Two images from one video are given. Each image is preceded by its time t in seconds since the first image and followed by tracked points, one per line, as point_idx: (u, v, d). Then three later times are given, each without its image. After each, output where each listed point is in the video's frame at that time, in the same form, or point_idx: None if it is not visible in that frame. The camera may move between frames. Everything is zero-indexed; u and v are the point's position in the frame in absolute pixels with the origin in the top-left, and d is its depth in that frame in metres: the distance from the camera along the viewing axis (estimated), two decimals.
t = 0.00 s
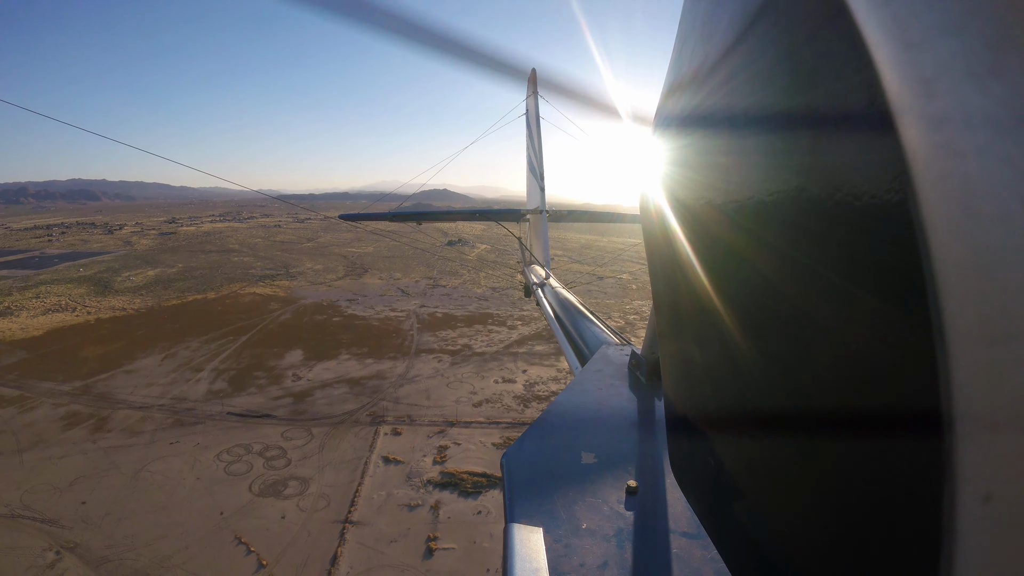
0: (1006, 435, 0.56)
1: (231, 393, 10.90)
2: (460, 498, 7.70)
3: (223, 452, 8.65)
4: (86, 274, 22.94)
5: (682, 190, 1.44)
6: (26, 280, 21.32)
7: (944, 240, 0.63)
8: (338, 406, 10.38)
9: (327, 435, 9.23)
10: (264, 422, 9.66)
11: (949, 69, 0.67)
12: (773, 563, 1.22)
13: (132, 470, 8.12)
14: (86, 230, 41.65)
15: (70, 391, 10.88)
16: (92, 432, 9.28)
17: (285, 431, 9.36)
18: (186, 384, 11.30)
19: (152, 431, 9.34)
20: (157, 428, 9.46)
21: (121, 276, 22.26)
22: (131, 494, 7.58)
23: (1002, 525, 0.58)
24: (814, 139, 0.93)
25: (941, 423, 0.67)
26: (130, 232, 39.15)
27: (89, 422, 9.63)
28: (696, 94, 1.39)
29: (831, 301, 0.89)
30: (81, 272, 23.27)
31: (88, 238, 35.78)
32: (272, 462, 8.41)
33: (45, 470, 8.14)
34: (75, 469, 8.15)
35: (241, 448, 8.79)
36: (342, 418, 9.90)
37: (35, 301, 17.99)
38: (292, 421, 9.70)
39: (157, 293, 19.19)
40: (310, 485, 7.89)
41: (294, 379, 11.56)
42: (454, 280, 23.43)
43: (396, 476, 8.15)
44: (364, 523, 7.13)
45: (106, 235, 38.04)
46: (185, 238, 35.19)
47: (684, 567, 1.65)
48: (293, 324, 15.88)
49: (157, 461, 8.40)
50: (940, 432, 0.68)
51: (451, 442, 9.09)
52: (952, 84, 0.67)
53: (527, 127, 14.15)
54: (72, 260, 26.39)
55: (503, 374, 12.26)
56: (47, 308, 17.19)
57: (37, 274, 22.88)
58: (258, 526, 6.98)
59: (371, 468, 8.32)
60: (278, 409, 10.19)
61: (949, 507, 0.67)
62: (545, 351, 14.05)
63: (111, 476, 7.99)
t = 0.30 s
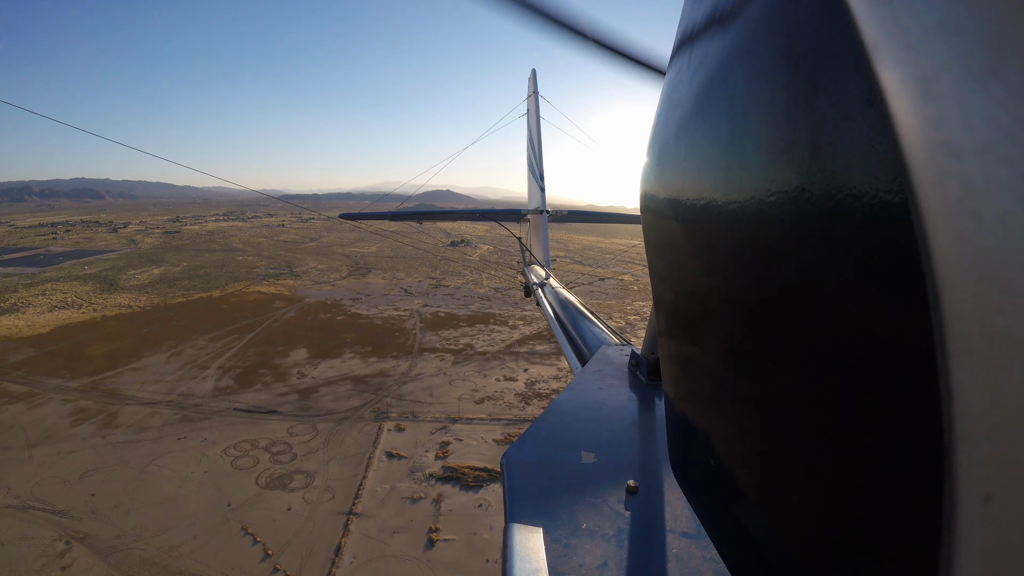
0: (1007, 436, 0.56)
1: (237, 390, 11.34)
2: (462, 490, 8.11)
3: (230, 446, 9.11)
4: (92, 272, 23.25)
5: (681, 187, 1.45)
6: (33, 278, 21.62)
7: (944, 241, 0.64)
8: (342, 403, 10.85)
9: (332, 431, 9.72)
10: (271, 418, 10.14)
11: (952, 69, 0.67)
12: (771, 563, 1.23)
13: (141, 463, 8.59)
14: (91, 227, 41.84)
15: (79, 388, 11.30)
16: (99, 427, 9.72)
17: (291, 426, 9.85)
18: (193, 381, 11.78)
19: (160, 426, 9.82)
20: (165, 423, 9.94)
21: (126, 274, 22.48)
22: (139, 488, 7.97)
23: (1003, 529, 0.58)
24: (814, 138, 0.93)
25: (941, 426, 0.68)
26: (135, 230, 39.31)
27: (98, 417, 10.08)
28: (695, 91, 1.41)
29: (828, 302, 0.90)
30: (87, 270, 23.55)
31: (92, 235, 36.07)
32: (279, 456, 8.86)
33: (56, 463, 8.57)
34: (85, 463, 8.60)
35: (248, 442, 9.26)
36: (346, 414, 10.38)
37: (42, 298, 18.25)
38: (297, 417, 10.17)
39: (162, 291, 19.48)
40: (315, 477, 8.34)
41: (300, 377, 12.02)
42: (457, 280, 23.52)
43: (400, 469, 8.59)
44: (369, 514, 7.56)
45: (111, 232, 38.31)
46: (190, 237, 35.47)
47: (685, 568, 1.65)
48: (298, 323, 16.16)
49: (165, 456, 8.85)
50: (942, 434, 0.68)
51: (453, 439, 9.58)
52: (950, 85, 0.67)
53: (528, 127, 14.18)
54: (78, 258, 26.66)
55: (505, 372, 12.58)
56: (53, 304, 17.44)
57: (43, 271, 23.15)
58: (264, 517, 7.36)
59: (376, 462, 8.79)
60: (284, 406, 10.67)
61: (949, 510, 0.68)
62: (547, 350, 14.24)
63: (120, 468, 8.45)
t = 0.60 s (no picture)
0: (1005, 438, 0.57)
1: (246, 386, 11.59)
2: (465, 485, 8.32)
3: (238, 441, 9.37)
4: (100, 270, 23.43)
5: (680, 185, 1.46)
6: (43, 276, 21.82)
7: (948, 240, 0.63)
8: (348, 399, 11.14)
9: (338, 426, 10.00)
10: (279, 413, 10.41)
11: (951, 69, 0.68)
12: (771, 562, 1.23)
13: (151, 456, 8.83)
14: (99, 226, 42.16)
15: (90, 383, 11.45)
16: (109, 422, 9.91)
17: (298, 421, 10.12)
18: (202, 378, 11.93)
19: (170, 420, 10.06)
20: (174, 418, 10.17)
21: (135, 273, 22.65)
22: (150, 480, 8.25)
23: (1001, 528, 0.59)
24: (814, 138, 0.94)
25: (941, 427, 0.68)
26: (143, 229, 39.41)
27: (109, 412, 10.24)
28: (695, 89, 1.41)
29: (827, 300, 0.90)
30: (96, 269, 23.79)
31: (101, 234, 36.34)
32: (286, 450, 9.14)
33: (68, 456, 8.80)
34: (96, 456, 8.82)
35: (256, 437, 9.53)
36: (352, 411, 10.65)
37: (52, 296, 18.50)
38: (304, 413, 10.46)
39: (170, 289, 19.63)
40: (322, 471, 8.61)
41: (307, 373, 12.27)
42: (462, 280, 23.59)
43: (404, 464, 8.84)
44: (374, 506, 7.80)
45: (120, 231, 38.49)
46: (196, 236, 35.69)
47: (685, 568, 1.65)
48: (306, 322, 16.25)
49: (174, 449, 9.09)
50: (941, 435, 0.68)
51: (458, 434, 9.79)
52: (952, 86, 0.67)
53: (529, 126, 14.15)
54: (86, 257, 26.90)
55: (508, 370, 12.75)
56: (62, 303, 17.63)
57: (52, 270, 23.41)
58: (272, 508, 7.65)
59: (382, 457, 9.05)
60: (291, 402, 10.94)
61: (948, 511, 0.68)
62: (551, 349, 14.36)
63: (131, 461, 8.68)
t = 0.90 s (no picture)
0: (1007, 436, 0.57)
1: (256, 384, 11.65)
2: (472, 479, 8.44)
3: (250, 436, 9.43)
4: (108, 274, 23.46)
5: (680, 187, 1.46)
6: (51, 280, 21.82)
7: (949, 239, 0.63)
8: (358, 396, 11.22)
9: (348, 422, 10.08)
10: (290, 410, 10.46)
11: (952, 68, 0.68)
12: (772, 563, 1.24)
13: (164, 452, 8.89)
14: (106, 229, 42.25)
15: (102, 381, 11.46)
16: (123, 418, 9.94)
17: (309, 417, 10.19)
18: (213, 376, 11.95)
19: (182, 417, 10.10)
20: (186, 415, 10.21)
21: (144, 276, 22.69)
22: (163, 475, 8.31)
23: (1006, 529, 0.59)
24: (814, 139, 0.94)
25: (943, 427, 0.68)
26: (149, 233, 39.39)
27: (121, 409, 10.25)
28: (695, 89, 1.42)
29: (826, 300, 0.91)
30: (104, 272, 23.82)
31: (108, 238, 36.39)
32: (297, 445, 9.23)
33: (81, 452, 8.83)
34: (112, 451, 8.87)
35: (268, 432, 9.59)
36: (362, 407, 10.73)
37: (62, 298, 18.52)
38: (314, 409, 10.54)
39: (178, 291, 19.67)
40: (332, 465, 8.71)
41: (316, 372, 12.35)
42: (468, 281, 23.70)
43: (413, 459, 8.95)
44: (383, 499, 7.92)
45: (127, 235, 38.50)
46: (203, 240, 35.74)
47: (686, 568, 1.65)
48: (314, 322, 16.26)
49: (187, 445, 9.15)
50: (942, 435, 0.69)
51: (464, 430, 9.90)
52: (953, 82, 0.68)
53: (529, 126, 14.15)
54: (94, 260, 26.96)
55: (514, 368, 12.87)
56: (72, 305, 17.67)
57: (61, 273, 23.45)
58: (284, 501, 7.74)
59: (390, 451, 9.17)
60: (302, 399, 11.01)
61: (947, 510, 0.69)
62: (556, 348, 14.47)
63: (145, 457, 8.74)
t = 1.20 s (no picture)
0: (1007, 440, 0.57)
1: (267, 387, 11.67)
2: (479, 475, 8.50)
3: (262, 438, 9.46)
4: (114, 281, 23.44)
5: (681, 189, 1.46)
6: (58, 288, 21.79)
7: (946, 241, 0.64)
8: (366, 397, 11.25)
9: (357, 422, 10.12)
10: (300, 412, 10.49)
11: (948, 71, 0.69)
12: (772, 563, 1.24)
13: (178, 455, 8.93)
14: (109, 237, 42.19)
15: (115, 388, 11.47)
16: (137, 423, 9.95)
17: (319, 419, 10.23)
18: (224, 380, 11.99)
19: (195, 420, 10.12)
20: (199, 418, 10.22)
21: (150, 282, 22.67)
22: (179, 477, 8.33)
23: (1005, 529, 0.59)
24: (814, 141, 0.94)
25: (942, 427, 0.69)
26: (153, 241, 39.31)
27: (135, 414, 10.28)
28: (695, 90, 1.42)
29: (826, 302, 0.91)
30: (111, 279, 23.80)
31: (113, 245, 36.39)
32: (308, 446, 9.27)
33: (97, 456, 8.85)
34: (127, 455, 8.89)
35: (279, 434, 9.62)
36: (370, 407, 10.76)
37: (70, 306, 18.52)
38: (324, 410, 10.57)
39: (185, 297, 19.67)
40: (343, 464, 8.76)
41: (324, 373, 12.38)
42: (472, 281, 23.71)
43: (421, 456, 9.01)
44: (393, 496, 7.99)
45: (131, 241, 38.41)
46: (207, 245, 35.69)
47: (686, 569, 1.66)
48: (321, 325, 16.30)
49: (201, 447, 9.18)
50: (943, 435, 0.69)
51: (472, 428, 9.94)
52: (950, 85, 0.68)
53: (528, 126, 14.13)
54: (100, 267, 26.93)
55: (519, 367, 12.90)
56: (81, 312, 17.68)
57: (68, 281, 23.43)
58: (297, 499, 7.83)
59: (399, 450, 9.22)
60: (311, 400, 11.04)
61: (948, 511, 0.69)
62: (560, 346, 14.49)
63: (159, 460, 8.78)
